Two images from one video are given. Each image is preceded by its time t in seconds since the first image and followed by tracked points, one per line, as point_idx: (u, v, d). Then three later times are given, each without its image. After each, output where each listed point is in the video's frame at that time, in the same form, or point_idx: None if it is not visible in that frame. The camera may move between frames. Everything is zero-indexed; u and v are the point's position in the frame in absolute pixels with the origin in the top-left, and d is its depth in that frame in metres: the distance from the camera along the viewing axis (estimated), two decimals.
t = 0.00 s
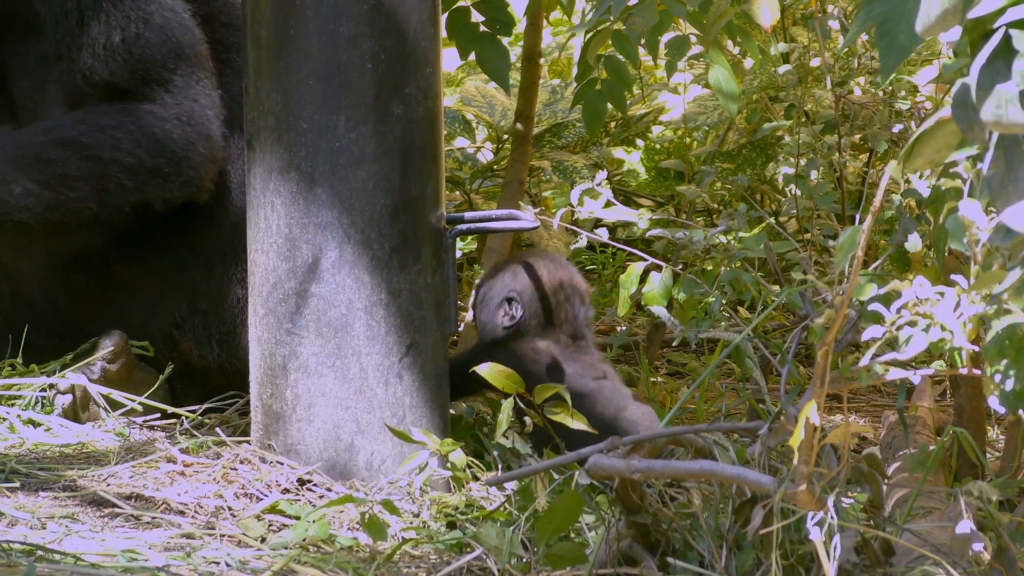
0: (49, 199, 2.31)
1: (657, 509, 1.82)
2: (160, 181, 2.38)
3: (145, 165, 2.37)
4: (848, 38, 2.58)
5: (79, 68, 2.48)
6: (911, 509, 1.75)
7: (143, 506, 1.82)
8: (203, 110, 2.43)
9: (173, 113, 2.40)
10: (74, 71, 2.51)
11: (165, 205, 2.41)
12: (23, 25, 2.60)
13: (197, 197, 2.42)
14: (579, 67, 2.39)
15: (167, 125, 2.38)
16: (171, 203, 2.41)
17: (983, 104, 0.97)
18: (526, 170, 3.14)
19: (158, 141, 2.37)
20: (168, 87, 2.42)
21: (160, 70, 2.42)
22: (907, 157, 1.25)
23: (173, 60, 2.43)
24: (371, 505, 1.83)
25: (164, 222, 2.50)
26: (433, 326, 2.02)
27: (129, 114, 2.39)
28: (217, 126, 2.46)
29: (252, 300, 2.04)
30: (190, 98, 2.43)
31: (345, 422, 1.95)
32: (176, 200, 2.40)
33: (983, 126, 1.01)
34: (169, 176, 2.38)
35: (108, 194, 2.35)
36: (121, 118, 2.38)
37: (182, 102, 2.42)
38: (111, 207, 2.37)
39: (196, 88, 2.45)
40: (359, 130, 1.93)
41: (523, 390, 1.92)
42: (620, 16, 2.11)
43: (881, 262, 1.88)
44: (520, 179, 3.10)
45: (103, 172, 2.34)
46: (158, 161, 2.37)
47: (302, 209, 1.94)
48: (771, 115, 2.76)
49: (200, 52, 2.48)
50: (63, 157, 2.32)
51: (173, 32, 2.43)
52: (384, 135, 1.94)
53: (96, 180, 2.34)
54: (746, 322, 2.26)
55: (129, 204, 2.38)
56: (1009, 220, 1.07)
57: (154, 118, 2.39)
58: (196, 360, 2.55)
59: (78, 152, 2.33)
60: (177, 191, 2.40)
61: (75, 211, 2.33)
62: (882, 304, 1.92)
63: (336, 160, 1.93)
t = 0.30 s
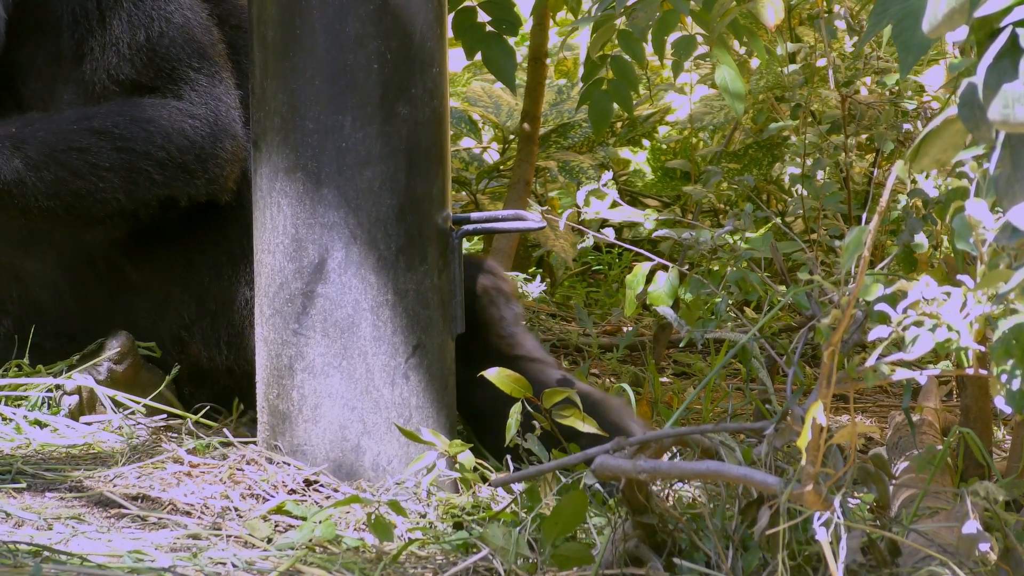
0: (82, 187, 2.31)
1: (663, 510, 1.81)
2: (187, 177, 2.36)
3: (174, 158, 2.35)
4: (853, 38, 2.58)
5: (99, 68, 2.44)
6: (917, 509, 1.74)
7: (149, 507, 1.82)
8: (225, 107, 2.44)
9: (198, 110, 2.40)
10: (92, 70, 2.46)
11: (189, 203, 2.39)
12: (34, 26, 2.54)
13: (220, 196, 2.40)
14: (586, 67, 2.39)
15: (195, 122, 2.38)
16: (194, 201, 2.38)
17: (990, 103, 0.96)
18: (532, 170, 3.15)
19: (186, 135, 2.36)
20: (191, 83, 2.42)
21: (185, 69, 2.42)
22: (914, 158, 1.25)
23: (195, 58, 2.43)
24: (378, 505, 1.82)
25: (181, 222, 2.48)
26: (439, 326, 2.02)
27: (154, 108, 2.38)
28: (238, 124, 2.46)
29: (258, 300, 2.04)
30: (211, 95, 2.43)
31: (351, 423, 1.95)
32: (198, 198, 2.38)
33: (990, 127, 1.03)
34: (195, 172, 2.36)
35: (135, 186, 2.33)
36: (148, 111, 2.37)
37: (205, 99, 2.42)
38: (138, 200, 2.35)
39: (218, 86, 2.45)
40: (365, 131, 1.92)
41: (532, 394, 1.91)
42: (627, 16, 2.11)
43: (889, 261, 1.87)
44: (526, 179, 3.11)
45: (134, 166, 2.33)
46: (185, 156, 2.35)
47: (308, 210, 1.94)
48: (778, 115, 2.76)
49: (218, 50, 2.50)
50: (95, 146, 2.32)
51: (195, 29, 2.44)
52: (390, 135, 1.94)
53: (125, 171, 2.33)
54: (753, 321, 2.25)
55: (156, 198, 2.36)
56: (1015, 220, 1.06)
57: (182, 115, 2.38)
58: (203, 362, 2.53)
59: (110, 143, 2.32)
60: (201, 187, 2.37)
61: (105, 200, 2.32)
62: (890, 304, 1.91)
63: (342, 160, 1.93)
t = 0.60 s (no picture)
0: (80, 178, 2.33)
1: (669, 510, 1.81)
2: (188, 176, 2.35)
3: (176, 155, 2.35)
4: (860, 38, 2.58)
5: (103, 71, 2.43)
6: (924, 510, 1.73)
7: (156, 507, 1.82)
8: (228, 110, 2.44)
9: (202, 111, 2.40)
10: (96, 73, 2.44)
11: (189, 202, 2.38)
12: (41, 26, 2.54)
13: (220, 199, 2.39)
14: (592, 67, 2.39)
15: (198, 121, 2.38)
16: (192, 201, 2.37)
17: (996, 104, 0.96)
18: (538, 170, 3.16)
19: (189, 134, 2.36)
20: (195, 84, 2.42)
21: (189, 71, 2.42)
22: (921, 158, 1.25)
23: (199, 60, 2.43)
24: (384, 506, 1.82)
25: (179, 221, 2.47)
26: (445, 327, 2.02)
27: (157, 105, 2.38)
28: (241, 126, 2.46)
29: (265, 301, 2.04)
30: (215, 97, 2.43)
31: (358, 423, 1.95)
32: (195, 199, 2.37)
33: (997, 127, 1.01)
34: (198, 172, 2.35)
35: (134, 181, 2.34)
36: (152, 108, 2.37)
37: (209, 100, 2.42)
38: (134, 194, 2.35)
39: (221, 88, 2.45)
40: (372, 131, 1.92)
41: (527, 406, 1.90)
42: (635, 16, 2.11)
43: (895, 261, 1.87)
44: (532, 180, 3.11)
45: (135, 160, 2.34)
46: (186, 154, 2.34)
47: (315, 210, 1.94)
48: (784, 115, 2.77)
49: (223, 52, 2.49)
50: (97, 138, 2.33)
51: (200, 30, 2.43)
52: (396, 135, 1.94)
53: (125, 165, 2.34)
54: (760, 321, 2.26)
55: (149, 193, 2.36)
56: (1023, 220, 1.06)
57: (186, 114, 2.37)
58: (209, 363, 2.53)
59: (113, 136, 2.33)
60: (199, 187, 2.36)
61: (103, 192, 2.34)
62: (897, 304, 1.91)
63: (348, 160, 1.93)
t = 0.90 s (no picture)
0: (95, 163, 2.32)
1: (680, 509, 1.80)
2: (200, 169, 2.36)
3: (189, 147, 2.35)
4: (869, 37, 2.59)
5: (115, 68, 2.44)
6: (934, 508, 1.73)
7: (166, 507, 1.82)
8: (240, 107, 2.45)
9: (215, 107, 2.40)
10: (106, 71, 2.45)
11: (200, 198, 2.39)
12: (42, 26, 2.55)
13: (231, 194, 2.40)
14: (601, 66, 2.40)
15: (212, 116, 2.39)
16: (206, 195, 2.38)
17: (1006, 103, 0.96)
18: (548, 169, 3.16)
19: (202, 129, 2.36)
20: (207, 82, 2.43)
21: (200, 68, 2.43)
22: (930, 157, 1.26)
23: (211, 57, 2.44)
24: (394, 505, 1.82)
25: (189, 218, 2.48)
26: (455, 326, 2.02)
27: (171, 98, 2.37)
28: (252, 123, 2.47)
29: (275, 300, 2.04)
30: (227, 95, 2.44)
31: (368, 422, 1.95)
32: (210, 193, 2.38)
33: (1006, 126, 1.02)
34: (210, 165, 2.36)
35: (149, 170, 2.34)
36: (164, 101, 2.36)
37: (220, 97, 2.43)
38: (149, 185, 2.35)
39: (233, 86, 2.46)
40: (381, 130, 1.93)
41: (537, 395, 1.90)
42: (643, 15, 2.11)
43: (903, 260, 1.84)
44: (542, 179, 3.12)
45: (150, 150, 2.34)
46: (200, 148, 2.35)
47: (325, 209, 1.94)
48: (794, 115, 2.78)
49: (233, 51, 2.50)
50: (112, 125, 2.32)
51: (211, 29, 2.45)
52: (406, 135, 1.94)
53: (140, 153, 2.34)
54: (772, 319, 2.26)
55: (163, 186, 2.36)
56: None
57: (200, 109, 2.38)
58: (219, 362, 2.53)
59: (132, 124, 2.33)
60: (213, 180, 2.37)
61: (118, 179, 2.33)
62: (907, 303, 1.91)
63: (358, 160, 1.93)
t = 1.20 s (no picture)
0: (99, 163, 2.33)
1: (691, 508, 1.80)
2: (205, 169, 2.36)
3: (192, 147, 2.34)
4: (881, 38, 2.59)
5: (121, 69, 2.45)
6: (944, 507, 1.72)
7: (177, 507, 1.82)
8: (247, 108, 2.44)
9: (220, 108, 2.39)
10: (113, 71, 2.46)
11: (208, 197, 2.39)
12: (52, 26, 2.56)
13: (239, 194, 2.40)
14: (613, 65, 2.40)
15: (215, 117, 2.37)
16: (212, 194, 2.38)
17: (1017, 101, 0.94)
18: (558, 170, 3.17)
19: (206, 129, 2.35)
20: (213, 82, 2.42)
21: (206, 69, 2.42)
22: (940, 155, 1.25)
23: (217, 58, 2.43)
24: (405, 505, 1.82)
25: (198, 219, 2.48)
26: (466, 326, 2.02)
27: (175, 98, 2.37)
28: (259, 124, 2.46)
29: (285, 300, 2.04)
30: (233, 95, 2.42)
31: (378, 422, 1.95)
32: (217, 193, 2.37)
33: (1018, 125, 0.99)
34: (214, 164, 2.36)
35: (153, 171, 2.35)
36: (169, 103, 2.36)
37: (227, 98, 2.42)
38: (153, 184, 2.36)
39: (239, 87, 2.45)
40: (392, 131, 1.93)
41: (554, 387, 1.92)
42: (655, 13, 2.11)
43: (915, 262, 1.81)
44: (553, 181, 3.13)
45: (152, 150, 2.34)
46: (204, 148, 2.35)
47: (336, 210, 1.94)
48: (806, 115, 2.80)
49: (241, 52, 2.49)
50: (114, 126, 2.33)
51: (218, 30, 2.44)
52: (417, 135, 1.94)
53: (143, 153, 2.34)
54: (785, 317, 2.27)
55: (168, 186, 2.37)
56: None
57: (202, 110, 2.37)
58: (230, 363, 2.53)
59: (132, 124, 2.33)
60: (219, 180, 2.36)
61: (122, 177, 2.34)
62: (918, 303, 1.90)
63: (369, 160, 1.93)
